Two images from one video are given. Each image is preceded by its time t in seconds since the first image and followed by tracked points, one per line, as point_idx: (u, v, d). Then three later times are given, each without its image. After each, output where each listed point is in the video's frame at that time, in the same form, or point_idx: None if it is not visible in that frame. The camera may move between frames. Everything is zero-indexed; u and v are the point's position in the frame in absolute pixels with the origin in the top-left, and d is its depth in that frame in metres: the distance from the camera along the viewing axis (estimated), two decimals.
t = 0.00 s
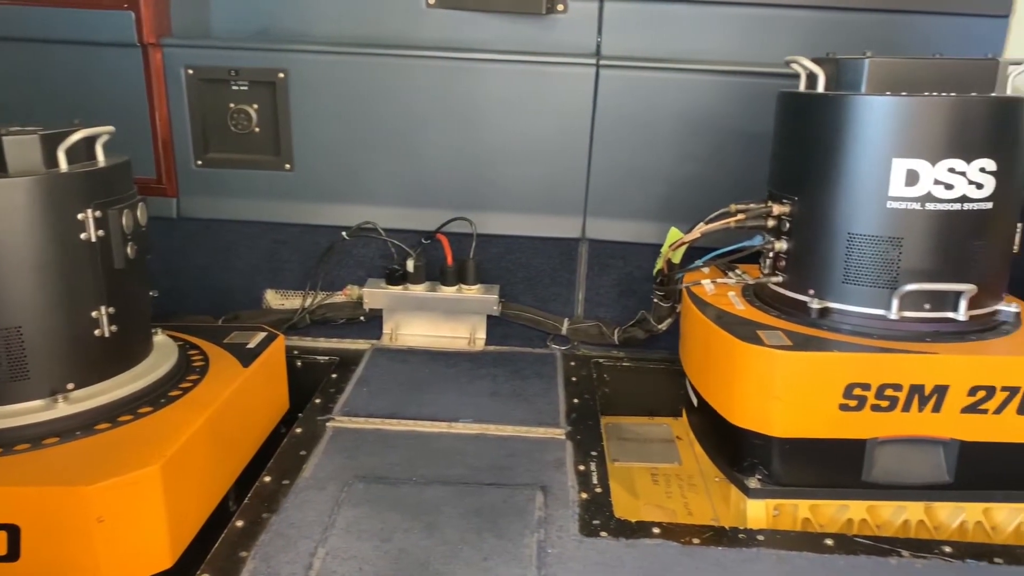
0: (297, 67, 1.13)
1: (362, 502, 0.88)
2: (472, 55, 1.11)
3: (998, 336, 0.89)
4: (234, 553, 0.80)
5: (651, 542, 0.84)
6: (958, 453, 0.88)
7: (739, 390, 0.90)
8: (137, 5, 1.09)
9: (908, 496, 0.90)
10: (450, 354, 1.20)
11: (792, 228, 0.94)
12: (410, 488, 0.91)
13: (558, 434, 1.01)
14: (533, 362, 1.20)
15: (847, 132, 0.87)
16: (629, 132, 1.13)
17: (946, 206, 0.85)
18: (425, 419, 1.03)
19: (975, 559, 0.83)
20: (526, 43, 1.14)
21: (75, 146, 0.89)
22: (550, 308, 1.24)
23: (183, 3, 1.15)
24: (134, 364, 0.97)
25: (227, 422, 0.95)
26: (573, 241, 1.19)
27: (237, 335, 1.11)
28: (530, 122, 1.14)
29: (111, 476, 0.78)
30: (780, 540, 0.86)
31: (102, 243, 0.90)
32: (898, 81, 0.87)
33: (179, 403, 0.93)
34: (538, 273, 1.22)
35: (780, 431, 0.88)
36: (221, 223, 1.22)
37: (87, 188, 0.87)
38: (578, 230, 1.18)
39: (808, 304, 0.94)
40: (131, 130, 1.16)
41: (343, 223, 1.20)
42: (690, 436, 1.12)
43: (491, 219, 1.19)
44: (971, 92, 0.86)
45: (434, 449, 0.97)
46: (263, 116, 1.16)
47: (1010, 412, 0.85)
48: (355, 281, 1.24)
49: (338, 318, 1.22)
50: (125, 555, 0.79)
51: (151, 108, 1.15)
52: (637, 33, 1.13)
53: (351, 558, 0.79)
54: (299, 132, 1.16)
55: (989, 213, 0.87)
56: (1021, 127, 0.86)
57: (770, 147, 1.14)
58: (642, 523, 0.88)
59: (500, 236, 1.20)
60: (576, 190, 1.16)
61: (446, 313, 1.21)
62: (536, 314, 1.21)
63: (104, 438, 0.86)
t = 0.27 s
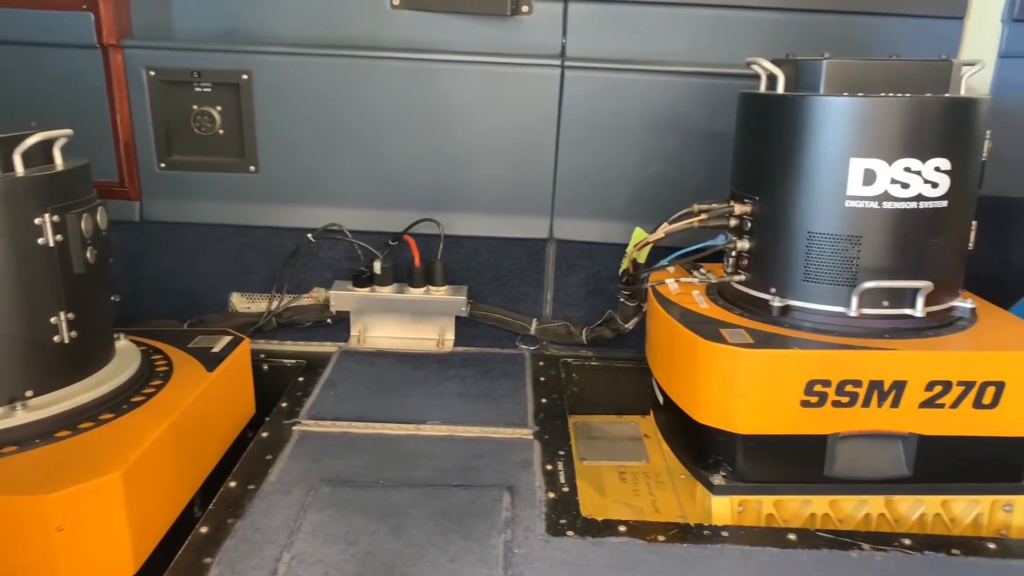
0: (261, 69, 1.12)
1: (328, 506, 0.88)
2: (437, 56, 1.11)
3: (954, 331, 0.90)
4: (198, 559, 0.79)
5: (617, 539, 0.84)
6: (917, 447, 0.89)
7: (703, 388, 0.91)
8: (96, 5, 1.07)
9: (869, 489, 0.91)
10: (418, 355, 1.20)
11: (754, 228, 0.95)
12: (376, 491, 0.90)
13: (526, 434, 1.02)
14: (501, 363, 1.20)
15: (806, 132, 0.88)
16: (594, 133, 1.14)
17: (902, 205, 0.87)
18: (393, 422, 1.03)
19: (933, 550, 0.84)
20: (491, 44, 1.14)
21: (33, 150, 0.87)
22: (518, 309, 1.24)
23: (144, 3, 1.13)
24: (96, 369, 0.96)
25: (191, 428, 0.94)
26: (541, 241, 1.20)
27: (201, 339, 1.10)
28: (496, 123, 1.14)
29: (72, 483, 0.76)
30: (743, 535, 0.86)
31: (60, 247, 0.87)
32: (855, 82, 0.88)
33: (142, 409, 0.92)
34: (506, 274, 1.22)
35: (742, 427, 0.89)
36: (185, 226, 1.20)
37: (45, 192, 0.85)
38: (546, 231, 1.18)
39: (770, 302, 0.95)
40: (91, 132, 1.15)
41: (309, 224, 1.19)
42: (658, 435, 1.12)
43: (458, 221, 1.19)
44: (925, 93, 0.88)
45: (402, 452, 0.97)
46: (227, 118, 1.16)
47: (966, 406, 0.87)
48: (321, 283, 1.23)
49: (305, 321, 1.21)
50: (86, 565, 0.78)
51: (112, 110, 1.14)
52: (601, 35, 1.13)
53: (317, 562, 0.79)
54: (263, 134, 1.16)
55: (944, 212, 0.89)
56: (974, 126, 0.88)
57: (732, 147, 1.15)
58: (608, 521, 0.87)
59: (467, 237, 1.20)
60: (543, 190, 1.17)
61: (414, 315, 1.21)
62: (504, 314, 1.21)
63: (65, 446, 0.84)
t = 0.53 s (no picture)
0: (223, 71, 1.12)
1: (294, 511, 0.86)
2: (402, 58, 1.12)
3: (913, 329, 0.92)
4: (160, 568, 0.77)
5: (584, 540, 0.83)
6: (877, 444, 0.91)
7: (669, 387, 0.91)
8: (54, 7, 1.06)
9: (832, 485, 0.92)
10: (386, 358, 1.20)
11: (717, 228, 0.96)
12: (342, 495, 0.89)
13: (494, 435, 1.01)
14: (471, 364, 1.20)
15: (767, 133, 0.88)
16: (560, 135, 1.14)
17: (861, 204, 0.88)
18: (360, 425, 1.02)
19: (894, 545, 0.85)
20: (457, 45, 1.14)
21: None
22: (488, 310, 1.24)
23: (103, 5, 1.12)
24: (56, 377, 0.94)
25: (154, 435, 0.92)
26: (509, 242, 1.20)
27: (165, 344, 1.09)
28: (462, 125, 1.15)
29: (30, 493, 0.74)
30: (708, 533, 0.86)
31: (17, 253, 0.85)
32: (814, 84, 0.89)
33: (104, 416, 0.90)
34: (475, 275, 1.23)
35: (706, 425, 0.89)
36: (149, 230, 1.19)
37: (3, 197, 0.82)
38: (514, 232, 1.19)
39: (733, 301, 0.96)
40: (50, 136, 1.13)
41: (275, 227, 1.19)
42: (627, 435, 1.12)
43: (425, 223, 1.19)
44: (883, 94, 0.89)
45: (370, 455, 0.96)
46: (190, 120, 1.15)
47: (925, 402, 0.88)
48: (288, 287, 1.23)
49: (271, 324, 1.21)
50: None
51: (72, 113, 1.12)
52: (566, 36, 1.14)
53: (282, 568, 0.77)
54: (227, 136, 1.15)
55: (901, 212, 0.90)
56: (930, 127, 0.90)
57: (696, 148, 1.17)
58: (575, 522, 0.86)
59: (435, 238, 1.20)
60: (510, 191, 1.18)
61: (382, 318, 1.21)
62: (473, 316, 1.22)
63: (23, 455, 0.82)
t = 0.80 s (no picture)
0: (185, 73, 1.11)
1: (259, 520, 0.83)
2: (366, 61, 1.11)
3: (875, 329, 0.93)
4: None
5: (551, 544, 0.81)
6: (841, 442, 0.91)
7: (635, 390, 0.90)
8: (9, 8, 1.04)
9: (798, 484, 0.92)
10: (354, 362, 1.19)
11: (682, 230, 0.96)
12: (308, 502, 0.86)
13: (463, 439, 1.00)
14: (439, 368, 1.20)
15: (729, 135, 0.89)
16: (525, 138, 1.15)
17: (823, 206, 0.88)
18: (327, 432, 1.00)
19: (858, 543, 0.85)
20: (422, 47, 1.14)
21: None
22: (455, 313, 1.25)
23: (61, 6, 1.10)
24: (13, 387, 0.91)
25: (114, 445, 0.90)
26: (477, 245, 1.21)
27: (128, 352, 1.07)
28: (428, 127, 1.15)
29: None
30: (675, 535, 0.84)
31: None
32: (776, 87, 0.89)
33: (62, 426, 0.88)
34: (443, 278, 1.23)
35: (672, 427, 0.88)
36: (110, 235, 1.18)
37: None
38: (482, 234, 1.20)
39: (698, 303, 0.96)
40: (7, 140, 1.11)
41: (240, 231, 1.18)
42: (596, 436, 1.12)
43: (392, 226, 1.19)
44: (844, 97, 0.89)
45: (336, 462, 0.94)
46: (152, 124, 1.13)
47: (887, 401, 0.89)
48: (253, 291, 1.22)
49: (237, 330, 1.20)
50: None
51: (29, 116, 1.10)
52: (531, 38, 1.14)
53: None
54: (190, 140, 1.14)
55: (863, 213, 0.90)
56: (891, 129, 0.90)
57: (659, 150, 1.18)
58: (543, 526, 0.84)
59: (402, 241, 1.20)
60: (476, 194, 1.18)
61: (350, 322, 1.20)
62: (441, 319, 1.22)
63: None
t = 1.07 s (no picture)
0: (148, 77, 1.10)
1: (224, 529, 0.80)
2: (332, 64, 1.12)
3: (839, 329, 0.93)
4: None
5: (520, 548, 0.80)
6: (807, 442, 0.91)
7: (604, 393, 0.90)
8: None
9: (765, 484, 0.93)
10: (323, 368, 1.19)
11: (649, 233, 0.97)
12: (274, 510, 0.84)
13: (432, 444, 0.99)
14: (409, 372, 1.20)
15: (694, 139, 0.89)
16: (492, 141, 1.17)
17: (786, 208, 0.89)
18: (294, 439, 0.99)
19: (823, 541, 0.86)
20: (389, 50, 1.14)
21: None
22: (425, 316, 1.25)
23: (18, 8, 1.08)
24: None
25: (77, 455, 0.87)
26: (446, 247, 1.22)
27: (91, 360, 1.04)
28: (394, 130, 1.16)
29: None
30: (644, 536, 0.84)
31: None
32: (739, 90, 0.90)
33: (23, 436, 0.85)
34: (412, 282, 1.23)
35: (641, 430, 0.88)
36: (73, 242, 1.16)
37: None
38: (451, 237, 1.21)
39: (665, 305, 0.97)
40: None
41: (206, 236, 1.18)
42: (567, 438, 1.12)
43: (357, 228, 1.20)
44: (807, 99, 0.90)
45: (303, 469, 0.92)
46: (114, 129, 1.12)
47: (852, 401, 0.89)
48: (220, 297, 1.21)
49: (203, 336, 1.18)
50: None
51: None
52: (499, 41, 1.15)
53: None
54: (153, 144, 1.13)
55: (826, 214, 0.91)
56: (853, 131, 0.91)
57: (625, 152, 1.20)
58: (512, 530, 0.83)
59: (370, 245, 1.21)
60: (444, 197, 1.19)
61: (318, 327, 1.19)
62: (411, 322, 1.22)
63: None
